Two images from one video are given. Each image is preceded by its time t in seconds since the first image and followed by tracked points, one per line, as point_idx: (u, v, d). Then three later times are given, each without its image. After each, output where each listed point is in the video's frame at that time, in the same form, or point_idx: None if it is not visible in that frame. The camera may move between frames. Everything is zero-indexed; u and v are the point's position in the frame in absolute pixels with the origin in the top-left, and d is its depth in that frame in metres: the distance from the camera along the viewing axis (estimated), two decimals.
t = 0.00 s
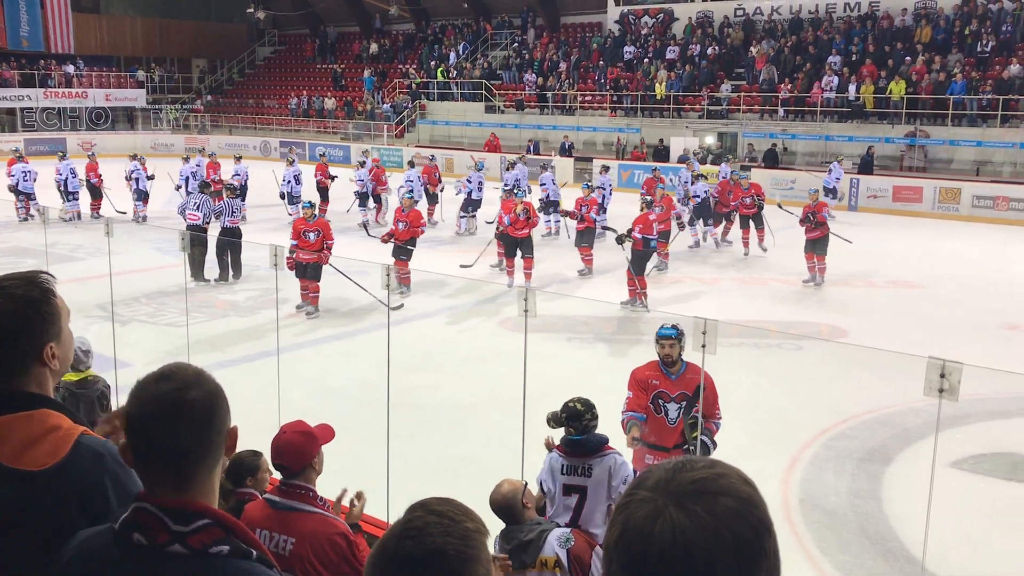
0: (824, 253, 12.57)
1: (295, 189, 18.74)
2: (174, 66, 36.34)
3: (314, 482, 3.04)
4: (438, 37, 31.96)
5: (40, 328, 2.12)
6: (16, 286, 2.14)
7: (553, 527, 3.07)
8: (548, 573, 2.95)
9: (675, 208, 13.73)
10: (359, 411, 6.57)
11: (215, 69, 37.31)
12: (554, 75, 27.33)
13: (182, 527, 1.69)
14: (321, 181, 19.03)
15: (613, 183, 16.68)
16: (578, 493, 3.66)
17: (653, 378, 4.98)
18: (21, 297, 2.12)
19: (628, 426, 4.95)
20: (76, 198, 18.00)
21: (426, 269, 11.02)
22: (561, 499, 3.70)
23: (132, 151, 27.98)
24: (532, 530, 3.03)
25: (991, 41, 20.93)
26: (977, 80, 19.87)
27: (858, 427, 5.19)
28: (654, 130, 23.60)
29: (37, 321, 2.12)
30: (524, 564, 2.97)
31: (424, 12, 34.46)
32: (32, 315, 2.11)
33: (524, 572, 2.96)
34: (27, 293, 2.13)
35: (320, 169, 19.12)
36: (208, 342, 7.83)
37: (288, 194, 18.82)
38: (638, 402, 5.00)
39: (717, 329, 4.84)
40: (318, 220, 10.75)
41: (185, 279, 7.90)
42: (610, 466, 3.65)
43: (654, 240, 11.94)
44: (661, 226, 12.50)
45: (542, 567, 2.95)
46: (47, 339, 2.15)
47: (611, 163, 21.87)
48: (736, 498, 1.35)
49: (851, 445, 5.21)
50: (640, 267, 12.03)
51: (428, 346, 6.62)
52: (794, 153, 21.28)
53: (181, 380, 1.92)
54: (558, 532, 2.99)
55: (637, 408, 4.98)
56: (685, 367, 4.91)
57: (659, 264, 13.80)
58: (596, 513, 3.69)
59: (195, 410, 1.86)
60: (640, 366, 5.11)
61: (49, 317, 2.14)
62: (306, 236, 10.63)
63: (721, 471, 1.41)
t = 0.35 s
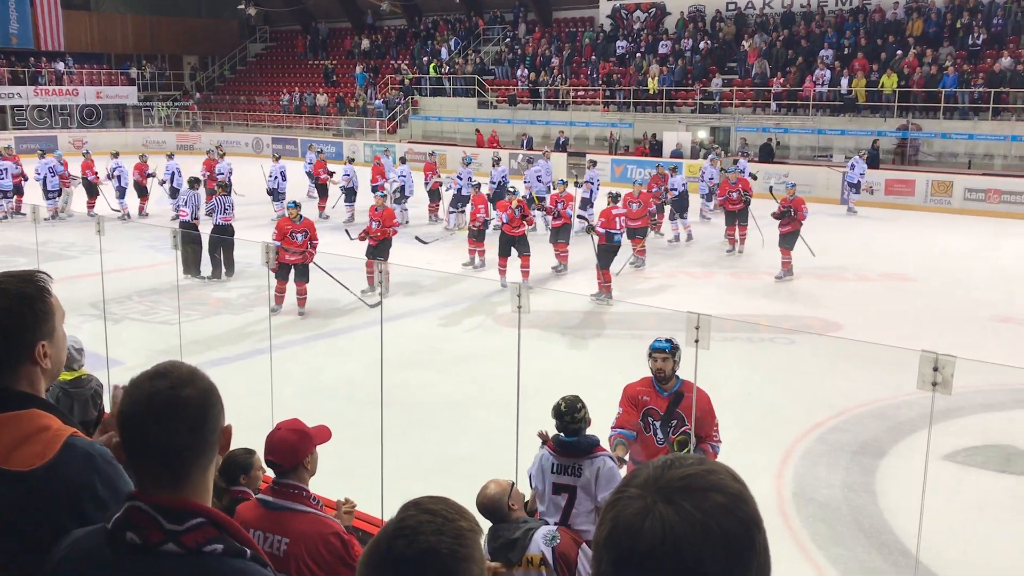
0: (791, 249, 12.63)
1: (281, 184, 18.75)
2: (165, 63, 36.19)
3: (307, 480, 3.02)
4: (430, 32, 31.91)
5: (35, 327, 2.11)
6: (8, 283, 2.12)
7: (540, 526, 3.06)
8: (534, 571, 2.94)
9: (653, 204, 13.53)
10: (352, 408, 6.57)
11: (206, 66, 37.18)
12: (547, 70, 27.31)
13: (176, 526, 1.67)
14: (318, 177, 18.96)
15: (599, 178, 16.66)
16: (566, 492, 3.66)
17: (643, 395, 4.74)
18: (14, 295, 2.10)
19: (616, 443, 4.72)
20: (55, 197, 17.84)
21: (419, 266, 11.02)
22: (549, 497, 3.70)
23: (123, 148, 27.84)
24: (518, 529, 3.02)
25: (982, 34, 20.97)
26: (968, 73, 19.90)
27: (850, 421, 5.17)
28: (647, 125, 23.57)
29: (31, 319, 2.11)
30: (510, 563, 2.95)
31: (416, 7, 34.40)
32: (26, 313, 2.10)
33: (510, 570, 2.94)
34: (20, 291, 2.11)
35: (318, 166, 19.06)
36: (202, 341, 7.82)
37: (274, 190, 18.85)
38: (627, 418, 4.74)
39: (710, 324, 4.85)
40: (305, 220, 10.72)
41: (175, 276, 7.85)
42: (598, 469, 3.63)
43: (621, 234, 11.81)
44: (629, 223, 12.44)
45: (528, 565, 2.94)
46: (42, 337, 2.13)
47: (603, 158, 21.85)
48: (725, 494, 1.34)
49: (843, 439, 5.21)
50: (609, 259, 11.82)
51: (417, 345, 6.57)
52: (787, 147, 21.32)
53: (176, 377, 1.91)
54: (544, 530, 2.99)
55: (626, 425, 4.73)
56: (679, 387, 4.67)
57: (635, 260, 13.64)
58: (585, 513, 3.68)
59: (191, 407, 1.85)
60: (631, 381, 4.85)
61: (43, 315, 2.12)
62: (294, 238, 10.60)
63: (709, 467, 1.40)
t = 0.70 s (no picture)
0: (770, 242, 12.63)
1: (271, 178, 18.95)
2: (161, 57, 36.11)
3: (304, 475, 3.01)
4: (427, 25, 31.86)
5: (23, 322, 2.09)
6: None
7: (532, 521, 3.06)
8: (525, 567, 2.94)
9: (633, 199, 13.60)
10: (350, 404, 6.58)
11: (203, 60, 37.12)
12: (544, 63, 27.31)
13: (173, 521, 1.67)
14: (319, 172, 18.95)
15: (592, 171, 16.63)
16: (556, 488, 3.65)
17: (613, 403, 4.59)
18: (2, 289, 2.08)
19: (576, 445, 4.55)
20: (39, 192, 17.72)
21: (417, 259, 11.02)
22: (540, 492, 3.69)
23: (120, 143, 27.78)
24: (511, 525, 3.02)
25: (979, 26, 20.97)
26: (965, 66, 19.91)
27: (849, 414, 5.05)
28: (644, 118, 23.56)
29: (18, 316, 2.09)
30: (502, 559, 2.97)
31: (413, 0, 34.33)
32: (14, 307, 2.08)
33: (503, 566, 2.96)
34: (9, 285, 2.09)
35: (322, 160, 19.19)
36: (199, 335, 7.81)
37: (264, 184, 18.96)
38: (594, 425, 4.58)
39: (707, 318, 4.96)
40: (303, 219, 10.69)
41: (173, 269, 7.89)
42: (588, 466, 3.60)
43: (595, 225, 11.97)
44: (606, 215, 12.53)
45: (519, 562, 2.94)
46: (32, 332, 2.12)
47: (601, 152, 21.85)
48: (717, 489, 1.34)
49: (841, 432, 5.12)
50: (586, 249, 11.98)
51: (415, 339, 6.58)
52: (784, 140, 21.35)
53: (173, 372, 1.90)
54: (535, 526, 2.99)
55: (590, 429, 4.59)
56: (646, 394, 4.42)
57: (615, 255, 13.50)
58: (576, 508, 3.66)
59: (185, 402, 1.84)
60: (603, 390, 4.74)
61: (31, 310, 2.10)
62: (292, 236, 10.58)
63: (701, 462, 1.40)
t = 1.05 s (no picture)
0: (756, 241, 12.61)
1: (270, 171, 19.03)
2: (166, 51, 36.09)
3: (307, 472, 3.02)
4: (433, 22, 31.83)
5: (24, 318, 2.10)
6: None
7: (539, 519, 3.07)
8: (534, 564, 2.94)
9: (623, 199, 13.35)
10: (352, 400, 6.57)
11: (208, 54, 37.11)
12: (548, 59, 27.28)
13: (177, 515, 1.68)
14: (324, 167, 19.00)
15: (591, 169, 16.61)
16: (559, 487, 3.65)
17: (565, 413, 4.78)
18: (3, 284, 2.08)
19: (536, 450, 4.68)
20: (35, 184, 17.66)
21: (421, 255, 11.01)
22: (544, 492, 3.68)
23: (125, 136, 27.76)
24: (518, 524, 3.03)
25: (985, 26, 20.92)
26: (971, 66, 19.88)
27: (850, 414, 5.04)
28: (648, 116, 23.49)
29: (18, 312, 2.09)
30: (510, 558, 2.97)
31: None
32: (15, 303, 2.08)
33: (512, 564, 2.97)
34: (10, 280, 2.09)
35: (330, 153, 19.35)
36: (204, 330, 7.83)
37: (265, 177, 19.07)
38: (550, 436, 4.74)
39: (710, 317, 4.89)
40: (302, 216, 10.71)
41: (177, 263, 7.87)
42: (591, 462, 3.61)
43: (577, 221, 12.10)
44: (593, 214, 12.66)
45: (528, 559, 2.95)
46: (32, 328, 2.12)
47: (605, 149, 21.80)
48: (719, 487, 1.35)
49: (843, 432, 5.10)
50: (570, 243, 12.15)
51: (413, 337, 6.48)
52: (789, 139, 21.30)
53: (178, 366, 1.91)
54: (542, 524, 2.99)
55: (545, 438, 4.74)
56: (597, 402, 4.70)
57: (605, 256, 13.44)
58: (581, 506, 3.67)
59: (190, 397, 1.84)
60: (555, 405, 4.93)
61: (31, 306, 2.11)
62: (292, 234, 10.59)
63: (702, 460, 1.41)
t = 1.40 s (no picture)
0: (748, 247, 12.62)
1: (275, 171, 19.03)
2: (176, 50, 36.17)
3: (314, 471, 3.04)
4: (443, 24, 31.87)
5: (36, 313, 2.11)
6: (10, 269, 2.11)
7: (544, 523, 3.07)
8: (540, 569, 2.93)
9: (620, 205, 13.35)
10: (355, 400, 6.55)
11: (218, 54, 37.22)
12: (557, 63, 27.30)
13: (184, 513, 1.69)
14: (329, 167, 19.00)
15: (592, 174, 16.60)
16: (565, 491, 3.64)
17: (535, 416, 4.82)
18: (14, 280, 2.09)
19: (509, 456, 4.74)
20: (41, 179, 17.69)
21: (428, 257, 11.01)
22: (548, 496, 3.68)
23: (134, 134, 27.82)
24: (525, 528, 3.02)
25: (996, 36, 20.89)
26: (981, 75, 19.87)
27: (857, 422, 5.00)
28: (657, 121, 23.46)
29: (32, 308, 2.10)
30: (516, 561, 2.96)
31: None
32: (26, 298, 2.10)
33: (517, 568, 2.95)
34: (20, 276, 2.10)
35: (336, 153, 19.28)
36: (211, 328, 7.84)
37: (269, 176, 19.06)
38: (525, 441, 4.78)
39: (717, 322, 4.90)
40: (296, 220, 10.64)
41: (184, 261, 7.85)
42: (596, 467, 3.61)
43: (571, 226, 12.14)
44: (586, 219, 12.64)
45: (535, 563, 2.94)
46: (43, 324, 2.13)
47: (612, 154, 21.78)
48: (725, 493, 1.35)
49: (848, 439, 5.07)
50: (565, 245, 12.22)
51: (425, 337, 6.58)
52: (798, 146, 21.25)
53: (189, 364, 1.92)
54: (549, 527, 2.99)
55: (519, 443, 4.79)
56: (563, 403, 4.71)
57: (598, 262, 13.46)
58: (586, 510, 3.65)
59: (201, 396, 1.86)
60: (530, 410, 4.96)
61: (43, 301, 2.12)
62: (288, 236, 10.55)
63: (707, 468, 1.41)
